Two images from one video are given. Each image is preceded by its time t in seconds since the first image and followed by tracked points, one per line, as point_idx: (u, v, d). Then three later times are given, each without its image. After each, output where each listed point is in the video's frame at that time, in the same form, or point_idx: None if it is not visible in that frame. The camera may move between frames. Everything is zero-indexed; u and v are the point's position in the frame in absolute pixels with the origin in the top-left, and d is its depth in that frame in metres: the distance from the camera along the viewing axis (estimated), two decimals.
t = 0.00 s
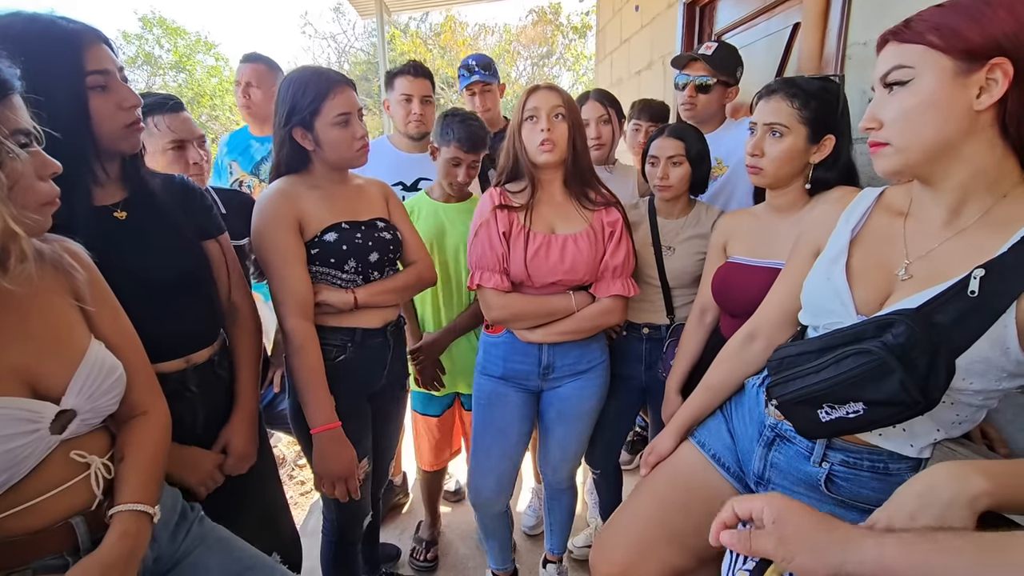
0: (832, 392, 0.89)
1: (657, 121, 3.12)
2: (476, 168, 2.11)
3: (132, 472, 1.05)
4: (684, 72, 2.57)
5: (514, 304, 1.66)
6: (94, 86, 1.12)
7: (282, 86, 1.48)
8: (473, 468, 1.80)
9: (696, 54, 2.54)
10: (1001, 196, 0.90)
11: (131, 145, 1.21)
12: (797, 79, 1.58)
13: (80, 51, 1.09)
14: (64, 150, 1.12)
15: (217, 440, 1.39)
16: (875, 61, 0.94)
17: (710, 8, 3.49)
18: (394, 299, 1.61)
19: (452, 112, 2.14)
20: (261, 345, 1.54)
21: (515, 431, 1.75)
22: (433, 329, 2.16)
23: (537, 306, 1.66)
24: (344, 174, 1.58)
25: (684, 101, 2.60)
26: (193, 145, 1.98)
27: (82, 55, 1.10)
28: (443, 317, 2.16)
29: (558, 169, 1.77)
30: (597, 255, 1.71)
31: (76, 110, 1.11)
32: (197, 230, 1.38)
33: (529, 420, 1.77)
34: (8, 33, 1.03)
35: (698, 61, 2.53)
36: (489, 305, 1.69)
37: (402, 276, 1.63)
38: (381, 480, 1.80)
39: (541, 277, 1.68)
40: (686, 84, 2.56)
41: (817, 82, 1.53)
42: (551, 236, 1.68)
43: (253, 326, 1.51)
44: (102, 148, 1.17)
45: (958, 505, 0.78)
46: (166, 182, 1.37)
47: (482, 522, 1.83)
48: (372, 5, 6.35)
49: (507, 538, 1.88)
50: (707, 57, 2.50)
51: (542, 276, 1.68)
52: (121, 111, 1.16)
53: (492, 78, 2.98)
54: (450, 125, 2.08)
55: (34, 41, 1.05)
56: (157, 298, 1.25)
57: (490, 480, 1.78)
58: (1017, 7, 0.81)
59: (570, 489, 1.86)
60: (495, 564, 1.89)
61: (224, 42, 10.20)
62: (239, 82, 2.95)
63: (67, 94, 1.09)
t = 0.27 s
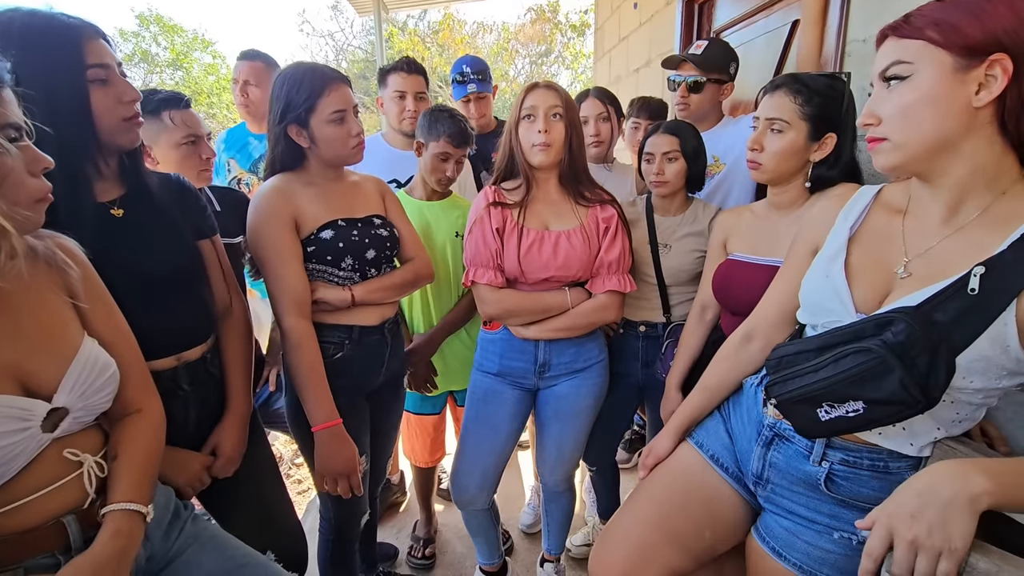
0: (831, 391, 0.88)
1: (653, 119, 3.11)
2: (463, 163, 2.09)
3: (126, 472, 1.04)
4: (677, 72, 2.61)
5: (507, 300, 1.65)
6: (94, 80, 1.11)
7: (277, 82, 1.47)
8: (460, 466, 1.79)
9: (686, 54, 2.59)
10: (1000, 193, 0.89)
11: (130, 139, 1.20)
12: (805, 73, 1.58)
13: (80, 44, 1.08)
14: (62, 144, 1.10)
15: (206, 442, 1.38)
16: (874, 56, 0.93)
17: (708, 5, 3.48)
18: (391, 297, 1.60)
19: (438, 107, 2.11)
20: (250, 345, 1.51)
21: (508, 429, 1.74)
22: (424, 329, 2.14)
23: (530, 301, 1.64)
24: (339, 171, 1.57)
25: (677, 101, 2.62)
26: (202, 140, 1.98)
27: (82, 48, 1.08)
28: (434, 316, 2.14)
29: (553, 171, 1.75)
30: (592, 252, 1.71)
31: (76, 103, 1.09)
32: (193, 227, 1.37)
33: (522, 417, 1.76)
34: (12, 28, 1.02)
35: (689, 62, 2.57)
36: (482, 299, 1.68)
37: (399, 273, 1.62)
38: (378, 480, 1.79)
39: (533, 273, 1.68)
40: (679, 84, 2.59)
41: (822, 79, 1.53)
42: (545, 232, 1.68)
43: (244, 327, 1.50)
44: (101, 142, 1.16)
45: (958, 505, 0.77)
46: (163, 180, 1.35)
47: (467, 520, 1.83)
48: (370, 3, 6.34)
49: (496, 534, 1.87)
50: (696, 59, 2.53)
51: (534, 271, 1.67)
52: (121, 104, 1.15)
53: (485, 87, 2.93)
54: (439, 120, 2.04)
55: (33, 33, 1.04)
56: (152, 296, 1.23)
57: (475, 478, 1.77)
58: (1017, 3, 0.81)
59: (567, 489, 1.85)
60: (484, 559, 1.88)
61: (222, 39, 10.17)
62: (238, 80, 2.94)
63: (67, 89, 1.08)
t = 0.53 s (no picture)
0: (825, 394, 0.88)
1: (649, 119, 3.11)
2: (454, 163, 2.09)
3: (120, 474, 1.04)
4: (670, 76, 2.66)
5: (500, 299, 1.65)
6: (91, 82, 1.11)
7: (271, 83, 1.47)
8: (455, 467, 1.79)
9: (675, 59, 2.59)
10: (990, 193, 0.89)
11: (126, 141, 1.21)
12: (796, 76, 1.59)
13: (78, 47, 1.08)
14: (59, 146, 1.10)
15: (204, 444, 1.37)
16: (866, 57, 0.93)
17: (705, 6, 3.49)
18: (388, 298, 1.60)
19: (426, 107, 2.11)
20: (246, 343, 1.51)
21: (501, 430, 1.75)
22: (421, 331, 2.14)
23: (524, 301, 1.65)
24: (335, 172, 1.56)
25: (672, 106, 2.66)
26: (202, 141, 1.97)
27: (80, 51, 1.09)
28: (430, 318, 2.14)
29: (550, 170, 1.75)
30: (586, 252, 1.70)
31: (73, 106, 1.09)
32: (189, 228, 1.37)
33: (515, 418, 1.76)
34: (9, 29, 1.02)
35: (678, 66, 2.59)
36: (477, 299, 1.69)
37: (396, 274, 1.62)
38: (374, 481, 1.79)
39: (527, 272, 1.67)
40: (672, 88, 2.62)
41: (813, 83, 1.53)
42: (539, 232, 1.68)
43: (241, 328, 1.49)
44: (98, 144, 1.16)
45: (950, 506, 0.77)
46: (158, 180, 1.35)
47: (463, 522, 1.83)
48: (368, 3, 6.32)
49: (491, 534, 1.87)
50: (684, 62, 2.54)
51: (527, 271, 1.67)
52: (118, 107, 1.16)
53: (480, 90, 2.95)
54: (428, 120, 2.05)
55: (32, 36, 1.04)
56: (147, 298, 1.23)
57: (470, 479, 1.77)
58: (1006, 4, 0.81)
59: (564, 489, 1.85)
60: (479, 558, 1.89)
61: (219, 40, 10.14)
62: (234, 80, 2.94)
63: (65, 91, 1.07)
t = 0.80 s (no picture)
0: (818, 396, 0.88)
1: (643, 122, 3.13)
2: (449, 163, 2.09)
3: (119, 477, 1.04)
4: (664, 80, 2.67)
5: (497, 302, 1.66)
6: (88, 82, 1.11)
7: (269, 86, 1.47)
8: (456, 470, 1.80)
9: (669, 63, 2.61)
10: (981, 195, 0.90)
11: (125, 141, 1.20)
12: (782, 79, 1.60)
13: (74, 47, 1.09)
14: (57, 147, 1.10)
15: (206, 443, 1.37)
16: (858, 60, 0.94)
17: (702, 9, 3.51)
18: (385, 301, 1.60)
19: (421, 107, 2.12)
20: (247, 343, 1.51)
21: (502, 434, 1.75)
22: (418, 334, 2.14)
23: (520, 303, 1.66)
24: (331, 174, 1.57)
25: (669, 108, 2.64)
26: (186, 144, 1.96)
27: (75, 51, 1.09)
28: (428, 321, 2.14)
29: (545, 172, 1.77)
30: (582, 255, 1.71)
31: (69, 106, 1.09)
32: (189, 230, 1.37)
33: (516, 422, 1.77)
34: (5, 32, 1.02)
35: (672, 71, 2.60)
36: (473, 302, 1.69)
37: (393, 276, 1.62)
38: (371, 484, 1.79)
39: (524, 275, 1.68)
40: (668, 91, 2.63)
41: (800, 87, 1.54)
42: (535, 234, 1.69)
43: (241, 327, 1.49)
44: (96, 144, 1.16)
45: (943, 507, 0.78)
46: (159, 181, 1.36)
47: (465, 525, 1.84)
48: (366, 5, 6.32)
49: (494, 537, 1.87)
50: (678, 66, 2.57)
51: (524, 274, 1.68)
52: (116, 106, 1.16)
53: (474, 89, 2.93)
54: (422, 120, 2.05)
55: (26, 36, 1.04)
56: (147, 301, 1.23)
57: (471, 482, 1.77)
58: (996, 9, 0.82)
59: (561, 490, 1.86)
60: (481, 562, 1.89)
61: (217, 41, 10.13)
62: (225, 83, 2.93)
63: (60, 91, 1.08)
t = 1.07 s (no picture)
0: (817, 398, 0.88)
1: (641, 123, 3.13)
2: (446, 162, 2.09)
3: (117, 481, 1.04)
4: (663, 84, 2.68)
5: (495, 304, 1.66)
6: (94, 87, 1.12)
7: (269, 89, 1.47)
8: (469, 476, 1.80)
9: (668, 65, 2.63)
10: (977, 196, 0.90)
11: (128, 145, 1.20)
12: (777, 81, 1.60)
13: (80, 51, 1.09)
14: (60, 149, 1.10)
15: (203, 447, 1.37)
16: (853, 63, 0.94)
17: (700, 10, 3.51)
18: (383, 303, 1.60)
19: (418, 108, 2.12)
20: (245, 344, 1.51)
21: (507, 437, 1.75)
22: (419, 337, 2.14)
23: (518, 306, 1.66)
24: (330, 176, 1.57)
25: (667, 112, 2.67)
26: (187, 146, 1.96)
27: (82, 55, 1.09)
28: (428, 324, 2.14)
29: (544, 175, 1.77)
30: (579, 258, 1.71)
31: (74, 109, 1.10)
32: (190, 233, 1.37)
33: (520, 425, 1.77)
34: (13, 34, 1.03)
35: (672, 73, 2.61)
36: (472, 304, 1.69)
37: (392, 278, 1.62)
38: (371, 486, 1.79)
39: (522, 276, 1.68)
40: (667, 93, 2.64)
41: (795, 89, 1.54)
42: (532, 236, 1.69)
43: (240, 330, 1.49)
44: (99, 148, 1.16)
45: (940, 509, 0.78)
46: (160, 184, 1.36)
47: (478, 530, 1.84)
48: (365, 7, 6.31)
49: (502, 542, 1.87)
50: (677, 68, 2.58)
51: (522, 276, 1.68)
52: (120, 111, 1.16)
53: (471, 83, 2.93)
54: (419, 119, 2.06)
55: (33, 40, 1.04)
56: (146, 304, 1.23)
57: (484, 490, 1.78)
58: (988, 12, 0.82)
59: (560, 492, 1.86)
60: (490, 567, 1.88)
61: (217, 43, 10.15)
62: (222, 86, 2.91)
63: (66, 95, 1.08)
